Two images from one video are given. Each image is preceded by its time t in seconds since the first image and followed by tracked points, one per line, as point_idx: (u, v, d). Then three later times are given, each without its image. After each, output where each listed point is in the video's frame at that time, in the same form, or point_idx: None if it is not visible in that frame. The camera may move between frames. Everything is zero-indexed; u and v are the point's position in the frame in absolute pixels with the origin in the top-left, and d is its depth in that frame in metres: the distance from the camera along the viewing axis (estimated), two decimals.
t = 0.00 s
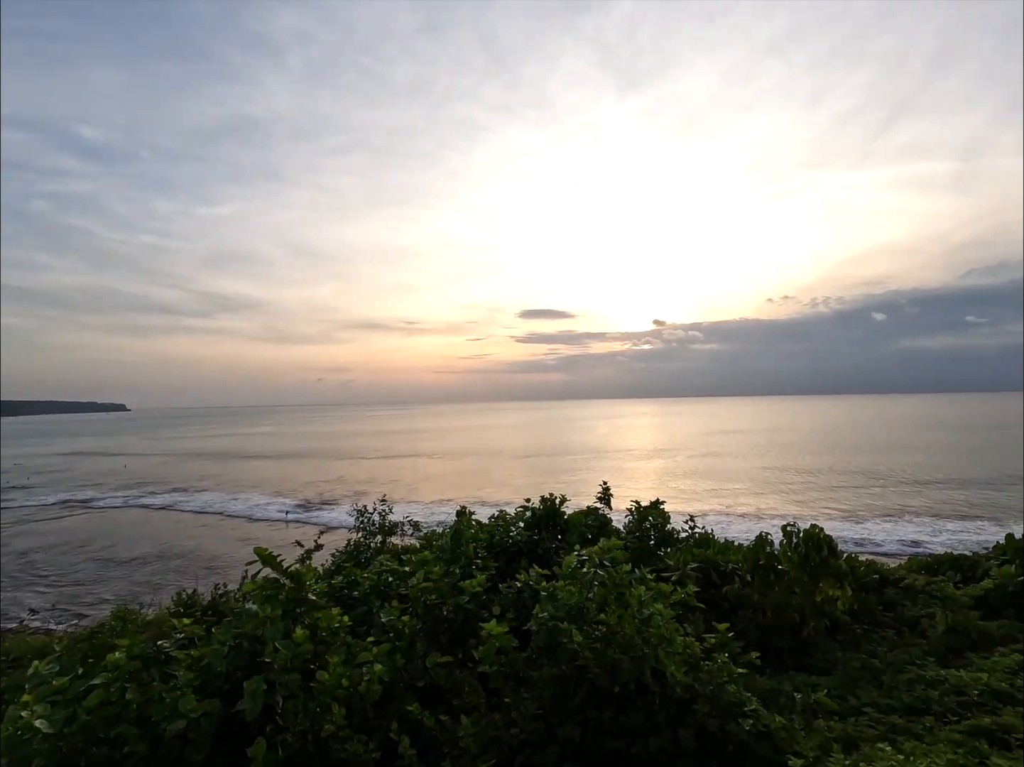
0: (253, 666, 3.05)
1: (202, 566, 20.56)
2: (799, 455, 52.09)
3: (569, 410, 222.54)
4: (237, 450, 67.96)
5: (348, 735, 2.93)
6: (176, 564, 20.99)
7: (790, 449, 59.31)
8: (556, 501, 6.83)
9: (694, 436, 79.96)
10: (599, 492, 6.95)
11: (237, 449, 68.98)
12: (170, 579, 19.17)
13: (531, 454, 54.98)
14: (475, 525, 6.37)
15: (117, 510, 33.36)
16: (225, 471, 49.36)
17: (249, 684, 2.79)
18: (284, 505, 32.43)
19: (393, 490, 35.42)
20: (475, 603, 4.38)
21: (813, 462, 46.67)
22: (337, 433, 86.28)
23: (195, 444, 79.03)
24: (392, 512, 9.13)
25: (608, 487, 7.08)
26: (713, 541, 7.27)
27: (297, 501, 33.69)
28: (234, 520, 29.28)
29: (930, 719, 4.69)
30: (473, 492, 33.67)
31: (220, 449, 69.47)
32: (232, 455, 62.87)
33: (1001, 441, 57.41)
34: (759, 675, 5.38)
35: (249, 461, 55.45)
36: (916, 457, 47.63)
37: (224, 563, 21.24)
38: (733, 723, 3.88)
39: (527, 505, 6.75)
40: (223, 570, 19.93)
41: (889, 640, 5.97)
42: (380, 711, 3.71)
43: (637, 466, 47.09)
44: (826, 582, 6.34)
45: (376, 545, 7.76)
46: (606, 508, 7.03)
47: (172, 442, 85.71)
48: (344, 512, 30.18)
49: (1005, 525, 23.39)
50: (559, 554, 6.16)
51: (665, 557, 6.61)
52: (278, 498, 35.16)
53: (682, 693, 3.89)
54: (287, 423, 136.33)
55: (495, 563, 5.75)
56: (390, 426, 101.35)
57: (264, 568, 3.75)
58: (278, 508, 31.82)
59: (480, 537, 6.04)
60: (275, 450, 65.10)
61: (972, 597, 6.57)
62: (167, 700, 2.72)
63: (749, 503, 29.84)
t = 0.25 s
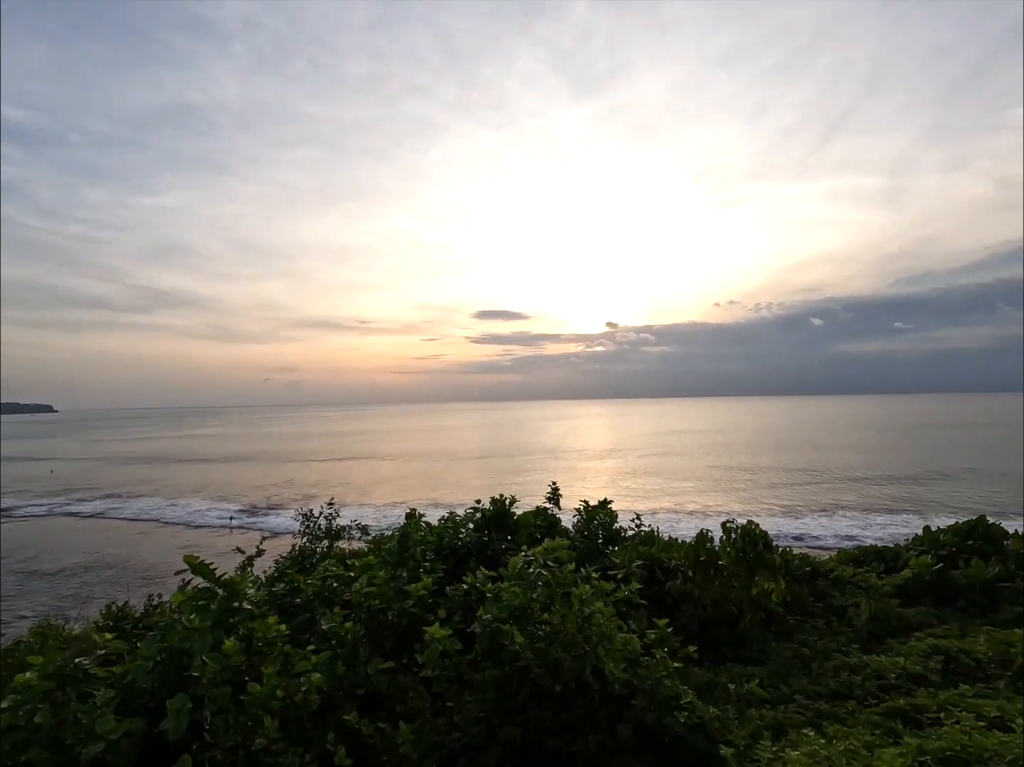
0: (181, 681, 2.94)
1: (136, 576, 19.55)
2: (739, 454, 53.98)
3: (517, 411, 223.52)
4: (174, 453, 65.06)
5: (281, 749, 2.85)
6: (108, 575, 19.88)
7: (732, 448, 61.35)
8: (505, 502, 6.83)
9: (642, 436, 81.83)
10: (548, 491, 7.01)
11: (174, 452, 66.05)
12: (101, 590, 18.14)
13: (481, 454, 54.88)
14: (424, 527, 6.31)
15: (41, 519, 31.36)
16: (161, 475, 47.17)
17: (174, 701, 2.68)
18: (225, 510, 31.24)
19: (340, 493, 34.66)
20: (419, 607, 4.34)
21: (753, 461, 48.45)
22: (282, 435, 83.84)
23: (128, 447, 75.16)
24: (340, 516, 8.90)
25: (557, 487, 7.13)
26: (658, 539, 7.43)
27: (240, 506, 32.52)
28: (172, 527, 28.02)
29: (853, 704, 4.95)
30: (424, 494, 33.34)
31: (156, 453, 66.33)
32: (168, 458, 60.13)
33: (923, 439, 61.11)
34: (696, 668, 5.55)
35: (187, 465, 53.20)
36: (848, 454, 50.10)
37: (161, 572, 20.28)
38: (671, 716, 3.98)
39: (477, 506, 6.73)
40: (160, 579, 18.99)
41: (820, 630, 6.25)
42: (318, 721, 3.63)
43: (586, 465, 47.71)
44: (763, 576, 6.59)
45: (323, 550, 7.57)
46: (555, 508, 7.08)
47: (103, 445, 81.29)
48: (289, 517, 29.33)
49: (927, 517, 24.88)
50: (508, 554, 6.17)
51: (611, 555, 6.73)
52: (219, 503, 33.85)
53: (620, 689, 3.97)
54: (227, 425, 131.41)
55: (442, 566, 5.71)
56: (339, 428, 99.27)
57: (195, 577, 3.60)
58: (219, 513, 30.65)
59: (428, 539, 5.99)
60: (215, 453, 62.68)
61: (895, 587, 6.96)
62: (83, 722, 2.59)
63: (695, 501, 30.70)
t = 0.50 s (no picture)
0: (101, 700, 2.79)
1: (64, 589, 18.41)
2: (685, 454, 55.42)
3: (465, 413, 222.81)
4: (105, 458, 61.78)
5: None
6: (32, 588, 18.65)
7: (677, 448, 62.95)
8: (456, 505, 6.80)
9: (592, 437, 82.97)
10: (498, 493, 7.02)
11: (106, 457, 62.72)
12: (25, 605, 17.00)
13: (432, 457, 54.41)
14: (372, 532, 6.21)
15: None
16: (91, 481, 44.70)
17: (92, 723, 2.55)
18: (162, 517, 29.86)
19: (285, 498, 33.66)
20: (363, 613, 4.26)
21: (698, 461, 49.82)
22: (224, 438, 80.92)
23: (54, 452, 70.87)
24: (285, 521, 8.61)
25: (508, 489, 7.15)
26: (607, 539, 7.55)
27: (179, 512, 31.16)
28: (104, 535, 26.59)
29: (785, 694, 5.17)
30: (374, 498, 32.76)
31: (86, 457, 62.85)
32: (99, 463, 57.06)
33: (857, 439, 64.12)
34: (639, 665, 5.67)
35: (120, 470, 50.61)
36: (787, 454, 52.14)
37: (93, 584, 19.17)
38: (612, 714, 4.04)
39: (427, 509, 6.67)
40: (91, 591, 17.96)
41: (757, 623, 6.48)
42: (253, 737, 3.52)
43: (537, 467, 47.93)
44: (704, 573, 6.78)
45: (267, 558, 7.32)
46: (505, 510, 7.10)
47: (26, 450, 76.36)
48: (232, 524, 28.25)
49: (858, 513, 26.17)
50: (458, 558, 6.13)
51: (560, 556, 6.79)
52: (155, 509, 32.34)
53: (562, 689, 4.00)
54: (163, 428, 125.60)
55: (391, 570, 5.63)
56: (288, 430, 96.70)
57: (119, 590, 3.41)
58: (155, 520, 29.28)
59: (375, 544, 5.88)
60: (151, 457, 59.90)
61: (826, 579, 7.30)
62: None
63: (644, 501, 31.31)
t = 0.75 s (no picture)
0: (7, 731, 2.78)
1: None
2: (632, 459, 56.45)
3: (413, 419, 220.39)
4: (27, 467, 58.01)
5: None
6: None
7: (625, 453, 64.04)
8: (406, 512, 6.70)
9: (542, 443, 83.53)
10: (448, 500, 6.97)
11: (28, 465, 58.90)
12: None
13: (380, 463, 53.55)
14: (318, 541, 6.04)
15: None
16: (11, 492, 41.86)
17: None
18: (92, 529, 28.22)
19: (226, 507, 32.40)
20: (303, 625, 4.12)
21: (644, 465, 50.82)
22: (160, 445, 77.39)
23: None
24: (225, 532, 8.22)
25: (458, 495, 7.10)
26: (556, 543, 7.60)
27: (110, 524, 29.53)
28: (27, 549, 24.90)
29: (723, 690, 5.31)
30: (322, 505, 31.94)
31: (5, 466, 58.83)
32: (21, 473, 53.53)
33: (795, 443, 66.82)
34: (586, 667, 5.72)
35: (44, 480, 47.60)
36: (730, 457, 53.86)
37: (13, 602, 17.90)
38: (554, 719, 4.05)
39: (376, 517, 6.55)
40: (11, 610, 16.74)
41: (700, 622, 6.65)
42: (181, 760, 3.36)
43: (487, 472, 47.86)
44: (649, 575, 6.89)
45: (205, 571, 7.00)
46: (455, 516, 7.05)
47: None
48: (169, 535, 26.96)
49: (796, 514, 27.23)
50: (406, 566, 6.04)
51: (509, 561, 6.80)
52: (84, 521, 30.55)
53: (505, 696, 3.98)
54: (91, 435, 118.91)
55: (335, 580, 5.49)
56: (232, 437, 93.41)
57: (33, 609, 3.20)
58: (84, 532, 27.66)
59: (321, 554, 5.72)
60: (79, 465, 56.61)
61: (764, 578, 7.57)
62: None
63: (594, 505, 31.69)
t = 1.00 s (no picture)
0: None
1: None
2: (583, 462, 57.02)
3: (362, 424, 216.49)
4: None
5: None
6: None
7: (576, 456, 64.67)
8: (355, 518, 6.55)
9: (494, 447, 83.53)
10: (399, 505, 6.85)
11: None
12: None
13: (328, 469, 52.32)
14: (263, 550, 5.83)
15: None
16: None
17: None
18: (16, 541, 26.46)
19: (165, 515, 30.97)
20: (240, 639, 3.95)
21: (596, 468, 51.43)
22: (92, 450, 73.38)
23: None
24: (161, 542, 7.78)
25: (409, 500, 6.99)
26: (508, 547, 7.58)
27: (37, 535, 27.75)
28: None
29: (667, 689, 5.40)
30: (268, 512, 30.91)
31: None
32: None
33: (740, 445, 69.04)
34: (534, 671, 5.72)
35: None
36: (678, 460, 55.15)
37: None
38: (498, 725, 4.03)
39: (324, 524, 6.38)
40: None
41: (647, 623, 6.75)
42: None
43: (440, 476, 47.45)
44: (599, 578, 6.94)
45: (138, 585, 6.61)
46: (406, 522, 6.94)
47: None
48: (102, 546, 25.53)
49: (741, 514, 28.07)
50: (354, 574, 5.89)
51: (460, 566, 6.74)
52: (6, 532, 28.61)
53: (449, 704, 3.93)
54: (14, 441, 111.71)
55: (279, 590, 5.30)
56: (173, 441, 89.56)
57: None
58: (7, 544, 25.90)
59: (265, 563, 5.52)
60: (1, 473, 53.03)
61: (709, 577, 7.75)
62: None
63: (548, 508, 31.81)
